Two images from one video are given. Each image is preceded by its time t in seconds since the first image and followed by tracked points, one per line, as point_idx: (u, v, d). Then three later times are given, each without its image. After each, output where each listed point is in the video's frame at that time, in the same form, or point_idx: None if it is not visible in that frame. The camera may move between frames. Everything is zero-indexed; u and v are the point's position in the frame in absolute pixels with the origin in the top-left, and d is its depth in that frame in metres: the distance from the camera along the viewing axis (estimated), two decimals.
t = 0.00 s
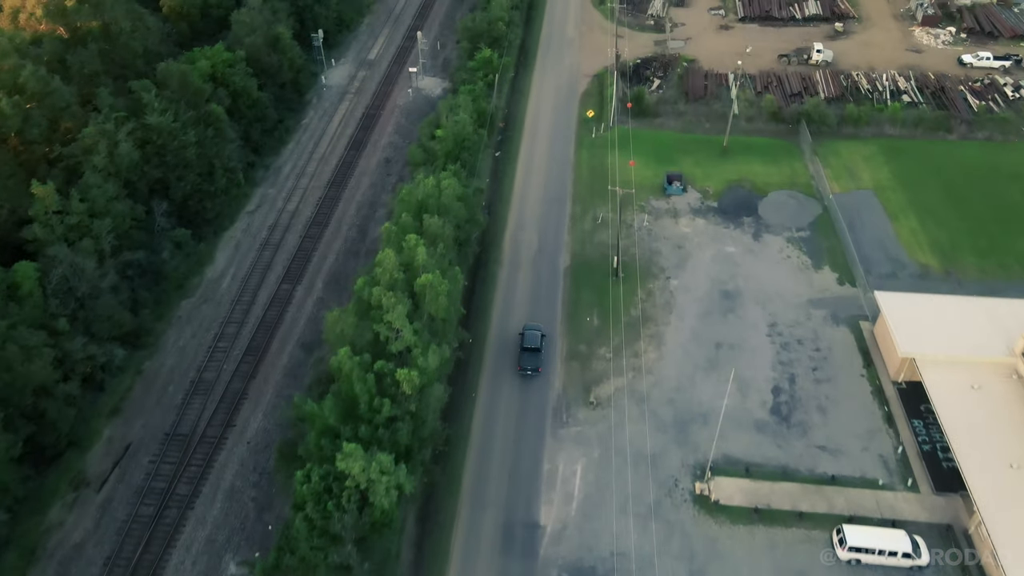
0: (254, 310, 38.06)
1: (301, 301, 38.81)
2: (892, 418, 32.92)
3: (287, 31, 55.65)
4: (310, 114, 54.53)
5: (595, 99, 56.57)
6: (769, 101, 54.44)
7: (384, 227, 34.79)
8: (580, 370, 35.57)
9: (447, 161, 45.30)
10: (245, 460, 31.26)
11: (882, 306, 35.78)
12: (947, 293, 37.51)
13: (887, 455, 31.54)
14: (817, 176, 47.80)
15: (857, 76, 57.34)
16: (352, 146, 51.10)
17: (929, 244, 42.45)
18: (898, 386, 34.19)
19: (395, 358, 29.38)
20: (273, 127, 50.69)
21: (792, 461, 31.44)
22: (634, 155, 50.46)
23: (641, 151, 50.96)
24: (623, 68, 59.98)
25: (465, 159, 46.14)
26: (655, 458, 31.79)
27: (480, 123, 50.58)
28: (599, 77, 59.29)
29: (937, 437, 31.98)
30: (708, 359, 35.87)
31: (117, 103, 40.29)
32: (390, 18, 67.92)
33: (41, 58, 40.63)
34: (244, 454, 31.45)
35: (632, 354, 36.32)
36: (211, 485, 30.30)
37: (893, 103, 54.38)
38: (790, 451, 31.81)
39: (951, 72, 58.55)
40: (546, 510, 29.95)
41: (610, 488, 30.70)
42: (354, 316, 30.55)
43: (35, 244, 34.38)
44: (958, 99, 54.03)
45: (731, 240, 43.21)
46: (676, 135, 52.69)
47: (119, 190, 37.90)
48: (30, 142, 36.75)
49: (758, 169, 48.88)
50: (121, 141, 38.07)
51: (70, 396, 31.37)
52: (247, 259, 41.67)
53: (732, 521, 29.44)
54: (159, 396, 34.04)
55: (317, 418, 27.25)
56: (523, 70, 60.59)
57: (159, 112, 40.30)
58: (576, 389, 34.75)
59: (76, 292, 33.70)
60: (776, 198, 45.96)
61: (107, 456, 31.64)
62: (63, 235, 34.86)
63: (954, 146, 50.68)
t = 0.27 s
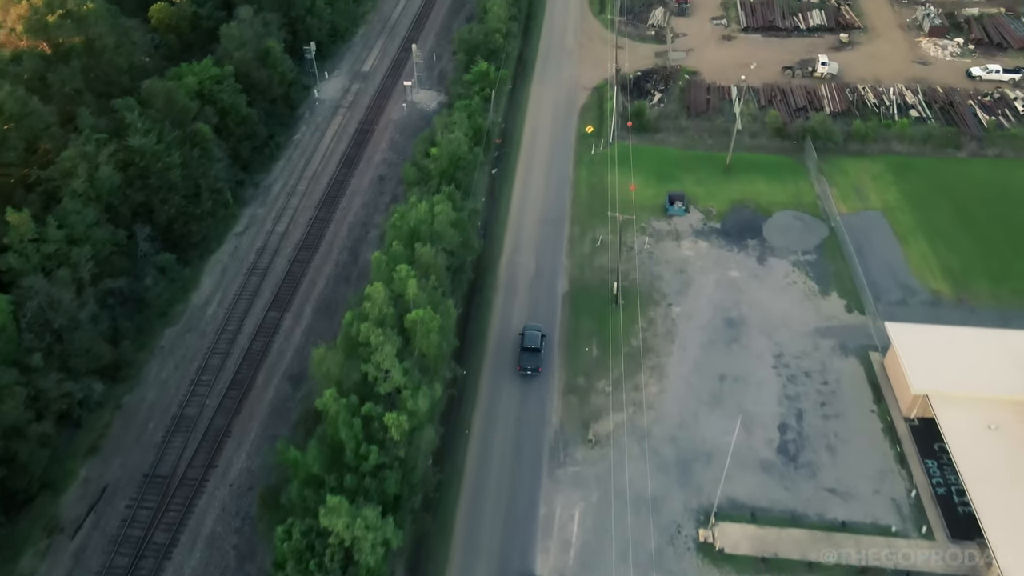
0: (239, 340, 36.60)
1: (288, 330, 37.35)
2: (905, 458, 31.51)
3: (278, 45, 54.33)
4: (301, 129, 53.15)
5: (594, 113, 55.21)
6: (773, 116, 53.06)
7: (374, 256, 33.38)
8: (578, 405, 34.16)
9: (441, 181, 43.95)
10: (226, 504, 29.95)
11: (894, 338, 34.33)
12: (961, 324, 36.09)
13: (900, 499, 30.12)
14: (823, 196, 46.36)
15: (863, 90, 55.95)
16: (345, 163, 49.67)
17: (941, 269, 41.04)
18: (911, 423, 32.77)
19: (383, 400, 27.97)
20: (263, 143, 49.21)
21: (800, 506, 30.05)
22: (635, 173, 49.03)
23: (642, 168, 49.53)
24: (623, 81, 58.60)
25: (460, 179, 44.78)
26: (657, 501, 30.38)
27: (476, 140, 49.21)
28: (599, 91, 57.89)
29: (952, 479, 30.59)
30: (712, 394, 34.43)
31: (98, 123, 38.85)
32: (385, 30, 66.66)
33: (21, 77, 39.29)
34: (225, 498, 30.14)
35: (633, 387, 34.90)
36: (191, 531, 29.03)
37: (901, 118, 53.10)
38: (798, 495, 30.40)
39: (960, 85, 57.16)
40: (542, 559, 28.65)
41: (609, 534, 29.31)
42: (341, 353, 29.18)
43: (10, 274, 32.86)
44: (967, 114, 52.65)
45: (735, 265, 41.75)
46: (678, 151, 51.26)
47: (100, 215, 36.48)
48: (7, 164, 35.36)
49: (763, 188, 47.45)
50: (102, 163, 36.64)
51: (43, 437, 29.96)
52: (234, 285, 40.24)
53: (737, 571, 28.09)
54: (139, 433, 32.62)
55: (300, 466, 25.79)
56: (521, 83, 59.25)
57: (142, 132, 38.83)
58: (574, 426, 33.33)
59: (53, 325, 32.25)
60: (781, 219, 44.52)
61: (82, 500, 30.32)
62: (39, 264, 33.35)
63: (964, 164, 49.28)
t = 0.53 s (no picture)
0: (224, 373, 35.18)
1: (275, 362, 35.89)
2: (918, 502, 30.19)
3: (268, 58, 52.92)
4: (292, 144, 51.74)
5: (593, 128, 53.80)
6: (777, 131, 51.64)
7: (363, 289, 31.94)
8: (576, 443, 32.76)
9: (435, 202, 42.57)
10: (206, 553, 28.78)
11: (906, 373, 32.92)
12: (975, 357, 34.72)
13: (913, 548, 28.78)
14: (830, 216, 44.91)
15: (869, 103, 54.51)
16: (336, 181, 48.18)
17: (952, 295, 39.64)
18: (924, 463, 31.42)
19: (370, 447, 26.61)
20: (252, 161, 47.75)
21: (808, 555, 28.74)
22: (635, 191, 47.59)
23: (643, 186, 48.09)
24: (624, 93, 57.17)
25: (454, 200, 43.38)
26: (659, 549, 29.04)
27: (471, 157, 47.78)
28: (598, 104, 56.48)
29: (968, 525, 29.24)
30: (716, 430, 33.02)
31: (78, 145, 37.38)
32: (379, 40, 65.25)
33: None
34: (205, 546, 28.97)
35: (633, 424, 33.49)
36: None
37: (909, 133, 51.74)
38: (806, 542, 29.08)
39: (969, 98, 55.79)
40: None
41: None
42: (327, 394, 27.83)
43: None
44: (977, 129, 51.24)
45: (739, 290, 40.31)
46: (679, 168, 49.78)
47: (79, 242, 35.04)
48: None
49: (768, 207, 46.01)
50: (81, 189, 35.20)
51: (15, 482, 28.66)
52: (219, 312, 38.79)
53: None
54: (117, 474, 31.32)
55: (281, 521, 24.34)
56: (518, 95, 57.82)
57: (122, 154, 37.35)
58: (571, 466, 31.97)
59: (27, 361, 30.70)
60: (787, 241, 43.06)
61: (57, 548, 29.17)
62: (15, 296, 31.59)
63: (975, 182, 47.84)
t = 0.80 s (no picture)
0: (206, 408, 33.70)
1: (260, 396, 34.38)
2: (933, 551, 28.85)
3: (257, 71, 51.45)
4: (282, 160, 50.25)
5: (593, 142, 52.30)
6: (782, 147, 50.16)
7: (349, 325, 30.52)
8: (574, 484, 31.40)
9: (428, 225, 41.22)
10: None
11: (920, 411, 31.52)
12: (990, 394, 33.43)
13: None
14: (837, 238, 43.44)
15: (876, 117, 53.01)
16: (327, 199, 46.63)
17: (966, 323, 38.21)
18: (939, 508, 30.12)
19: (356, 500, 25.24)
20: (239, 179, 46.22)
21: None
22: (636, 211, 46.10)
23: (643, 205, 46.59)
24: (624, 106, 55.65)
25: (448, 222, 42.01)
26: None
27: (466, 176, 46.35)
28: (597, 116, 55.00)
29: None
30: (720, 471, 31.61)
31: (56, 168, 35.79)
32: (373, 49, 63.81)
33: None
34: None
35: (633, 463, 32.07)
36: None
37: (918, 149, 50.31)
38: None
39: (979, 112, 54.48)
40: None
41: None
42: (312, 441, 26.51)
43: None
44: (988, 144, 49.86)
45: (743, 317, 38.84)
46: (681, 186, 48.23)
47: (55, 271, 33.38)
48: None
49: (772, 228, 44.53)
50: (57, 216, 33.55)
51: None
52: (203, 342, 37.21)
53: None
54: (92, 520, 29.92)
55: None
56: (515, 108, 56.31)
57: (102, 179, 35.71)
58: (568, 509, 30.60)
59: None
60: (793, 265, 41.53)
61: None
62: None
63: (987, 200, 46.37)
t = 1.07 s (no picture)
0: (188, 447, 32.33)
1: (244, 433, 33.00)
2: None
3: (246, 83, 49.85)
4: (272, 175, 48.69)
5: (592, 156, 50.79)
6: (787, 162, 48.68)
7: (335, 365, 29.14)
8: (571, 530, 30.22)
9: (421, 248, 40.08)
10: None
11: (936, 455, 30.11)
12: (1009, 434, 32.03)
13: None
14: (845, 260, 41.97)
15: (885, 130, 51.48)
16: (318, 218, 45.13)
17: (980, 352, 36.73)
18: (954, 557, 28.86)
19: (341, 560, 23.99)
20: (226, 198, 44.69)
21: None
22: (637, 230, 44.62)
23: (645, 224, 45.08)
24: (624, 118, 54.07)
25: (442, 246, 40.61)
26: None
27: (461, 195, 44.92)
28: (597, 129, 53.48)
29: None
30: (725, 516, 30.31)
31: (31, 194, 34.42)
32: (367, 57, 62.23)
33: None
34: None
35: (634, 507, 30.81)
36: None
37: (927, 164, 48.87)
38: None
39: (991, 124, 53.26)
40: None
41: None
42: (294, 492, 25.15)
43: None
44: (1000, 159, 48.46)
45: (748, 346, 37.40)
46: (683, 204, 46.72)
47: (29, 303, 31.87)
48: None
49: (778, 249, 43.05)
50: (31, 245, 32.03)
51: None
52: (185, 374, 35.67)
53: None
54: (65, 569, 28.71)
55: None
56: (512, 121, 54.79)
57: (79, 205, 34.22)
58: (565, 557, 29.47)
59: None
60: (799, 290, 40.01)
61: None
62: None
63: (1001, 220, 44.81)
